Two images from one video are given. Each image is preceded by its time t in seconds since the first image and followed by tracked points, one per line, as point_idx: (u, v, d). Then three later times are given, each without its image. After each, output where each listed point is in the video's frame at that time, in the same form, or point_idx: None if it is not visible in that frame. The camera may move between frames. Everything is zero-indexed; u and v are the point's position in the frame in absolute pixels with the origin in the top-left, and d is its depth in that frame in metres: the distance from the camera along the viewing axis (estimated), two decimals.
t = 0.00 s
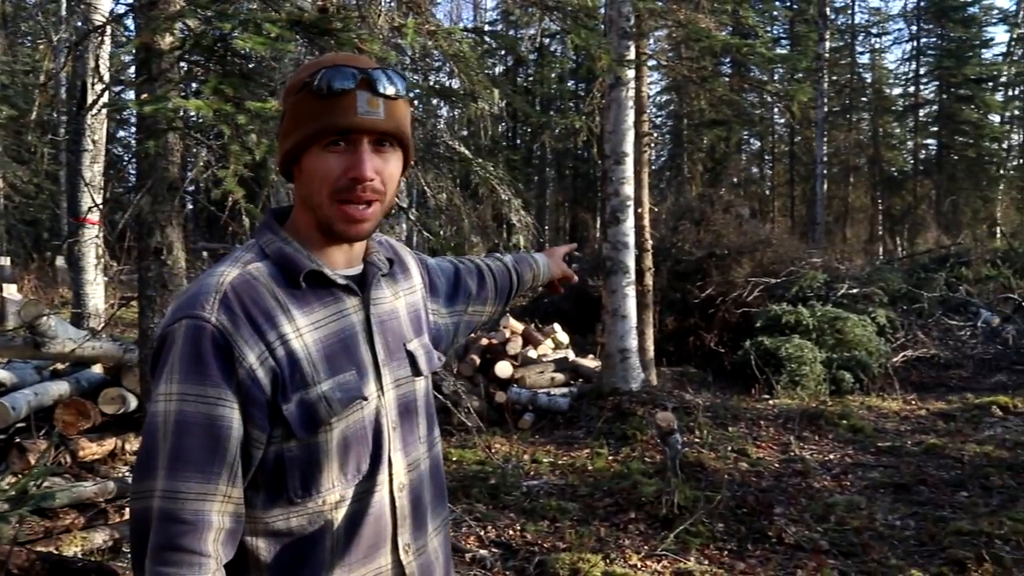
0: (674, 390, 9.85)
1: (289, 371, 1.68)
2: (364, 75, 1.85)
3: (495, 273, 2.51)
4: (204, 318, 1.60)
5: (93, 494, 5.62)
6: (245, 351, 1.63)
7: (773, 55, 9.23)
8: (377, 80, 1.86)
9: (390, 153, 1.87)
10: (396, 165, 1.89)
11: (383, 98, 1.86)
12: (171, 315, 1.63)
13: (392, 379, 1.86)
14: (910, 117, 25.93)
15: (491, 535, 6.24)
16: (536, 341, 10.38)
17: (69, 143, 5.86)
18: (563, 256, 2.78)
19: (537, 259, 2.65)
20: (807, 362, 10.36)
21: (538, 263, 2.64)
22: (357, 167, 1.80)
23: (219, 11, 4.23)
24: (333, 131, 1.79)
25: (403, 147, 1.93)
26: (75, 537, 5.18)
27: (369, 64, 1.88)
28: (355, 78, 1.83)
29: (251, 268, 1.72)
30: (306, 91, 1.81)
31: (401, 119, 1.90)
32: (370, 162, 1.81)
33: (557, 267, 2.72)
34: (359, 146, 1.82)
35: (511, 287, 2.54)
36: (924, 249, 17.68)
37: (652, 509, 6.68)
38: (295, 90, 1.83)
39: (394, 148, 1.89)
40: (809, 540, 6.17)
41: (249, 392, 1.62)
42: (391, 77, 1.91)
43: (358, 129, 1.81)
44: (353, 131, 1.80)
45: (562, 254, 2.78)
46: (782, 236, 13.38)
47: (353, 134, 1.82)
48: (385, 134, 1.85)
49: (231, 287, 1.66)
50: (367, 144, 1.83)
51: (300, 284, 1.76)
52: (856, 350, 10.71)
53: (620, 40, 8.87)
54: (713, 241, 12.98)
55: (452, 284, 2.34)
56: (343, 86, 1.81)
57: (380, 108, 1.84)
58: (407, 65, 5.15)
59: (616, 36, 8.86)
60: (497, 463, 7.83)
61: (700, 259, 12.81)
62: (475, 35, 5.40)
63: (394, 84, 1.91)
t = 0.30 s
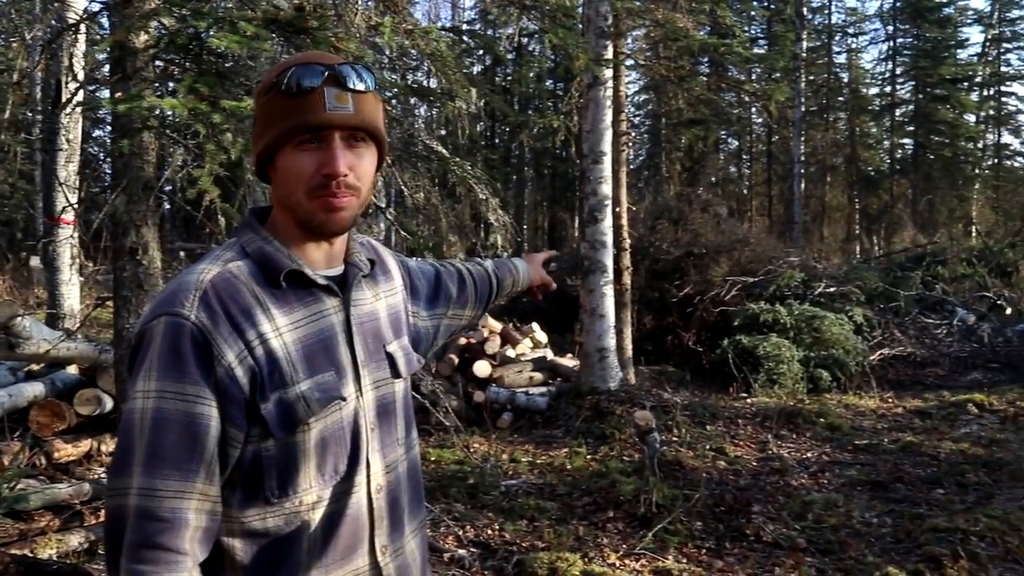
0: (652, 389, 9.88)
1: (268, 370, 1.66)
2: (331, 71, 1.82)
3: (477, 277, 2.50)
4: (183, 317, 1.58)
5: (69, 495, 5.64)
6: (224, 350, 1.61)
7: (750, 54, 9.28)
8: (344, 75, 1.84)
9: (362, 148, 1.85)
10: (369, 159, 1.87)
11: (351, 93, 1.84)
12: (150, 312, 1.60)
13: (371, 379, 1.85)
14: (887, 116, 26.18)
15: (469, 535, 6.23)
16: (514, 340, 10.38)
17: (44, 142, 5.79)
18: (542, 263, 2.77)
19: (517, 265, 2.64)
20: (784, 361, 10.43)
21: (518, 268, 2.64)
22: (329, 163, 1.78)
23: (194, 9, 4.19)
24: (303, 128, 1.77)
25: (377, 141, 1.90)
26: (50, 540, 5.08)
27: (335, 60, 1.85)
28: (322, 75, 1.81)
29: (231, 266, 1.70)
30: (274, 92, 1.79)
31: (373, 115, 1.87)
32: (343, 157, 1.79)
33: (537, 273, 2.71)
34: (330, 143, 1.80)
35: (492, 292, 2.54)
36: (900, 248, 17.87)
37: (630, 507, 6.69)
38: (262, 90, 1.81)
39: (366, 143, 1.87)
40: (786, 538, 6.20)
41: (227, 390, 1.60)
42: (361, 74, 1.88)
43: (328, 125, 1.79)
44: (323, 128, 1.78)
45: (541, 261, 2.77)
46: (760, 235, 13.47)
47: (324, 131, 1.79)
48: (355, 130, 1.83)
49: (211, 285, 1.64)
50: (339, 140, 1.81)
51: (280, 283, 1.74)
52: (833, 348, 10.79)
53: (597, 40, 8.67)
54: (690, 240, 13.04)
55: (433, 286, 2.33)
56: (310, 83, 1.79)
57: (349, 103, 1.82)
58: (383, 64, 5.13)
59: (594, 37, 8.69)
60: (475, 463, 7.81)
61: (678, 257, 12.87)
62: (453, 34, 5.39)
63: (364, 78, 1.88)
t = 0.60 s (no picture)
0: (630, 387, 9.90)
1: (231, 368, 1.66)
2: (333, 74, 1.82)
3: (472, 328, 2.42)
4: (145, 312, 1.58)
5: (45, 496, 5.54)
6: (185, 345, 1.60)
7: (729, 53, 9.30)
8: (343, 78, 1.84)
9: (360, 148, 1.85)
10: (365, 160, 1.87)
11: (351, 95, 1.84)
12: (116, 309, 1.61)
13: (344, 379, 1.83)
14: (864, 115, 26.40)
15: (447, 533, 6.22)
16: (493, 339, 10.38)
17: (18, 139, 5.72)
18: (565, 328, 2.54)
19: (523, 325, 2.48)
20: (762, 359, 10.51)
21: (524, 327, 2.47)
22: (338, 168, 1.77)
23: (170, 5, 4.14)
24: (310, 133, 1.75)
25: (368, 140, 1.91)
26: (26, 540, 5.11)
27: (331, 61, 1.84)
28: (325, 79, 1.79)
29: (200, 265, 1.70)
30: (273, 95, 1.76)
31: (365, 113, 1.86)
32: (348, 160, 1.79)
33: (548, 337, 2.49)
34: (334, 146, 1.79)
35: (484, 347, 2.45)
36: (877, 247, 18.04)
37: (609, 505, 6.71)
38: (262, 93, 1.77)
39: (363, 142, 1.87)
40: (764, 535, 6.24)
41: (189, 384, 1.58)
42: (352, 72, 1.87)
43: (332, 130, 1.78)
44: (329, 133, 1.77)
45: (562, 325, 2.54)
46: (738, 234, 13.53)
47: (328, 134, 1.78)
48: (358, 132, 1.83)
49: (177, 281, 1.65)
50: (342, 142, 1.80)
51: (250, 282, 1.74)
52: (811, 346, 10.88)
53: (576, 38, 8.57)
54: (669, 238, 13.10)
55: (422, 323, 2.29)
56: (314, 87, 1.77)
57: (353, 107, 1.82)
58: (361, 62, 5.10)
59: (573, 35, 8.57)
60: (454, 462, 7.80)
61: (657, 256, 12.92)
62: (431, 31, 5.37)
63: (356, 78, 1.88)
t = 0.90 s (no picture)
0: (612, 385, 9.92)
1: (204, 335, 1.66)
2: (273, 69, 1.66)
3: (412, 516, 2.08)
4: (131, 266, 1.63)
5: (23, 497, 5.47)
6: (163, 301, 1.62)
7: (710, 53, 9.32)
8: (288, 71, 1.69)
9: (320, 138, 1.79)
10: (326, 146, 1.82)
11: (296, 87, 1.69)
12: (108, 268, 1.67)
13: (319, 372, 1.78)
14: (845, 115, 26.60)
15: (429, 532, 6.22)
16: (474, 338, 10.37)
17: None
18: None
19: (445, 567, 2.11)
20: (743, 357, 10.56)
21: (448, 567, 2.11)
22: (289, 124, 1.61)
23: (148, 2, 4.10)
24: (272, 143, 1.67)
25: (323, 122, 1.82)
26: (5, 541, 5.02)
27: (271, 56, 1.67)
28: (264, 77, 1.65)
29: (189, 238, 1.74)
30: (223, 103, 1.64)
31: (318, 98, 1.79)
32: (311, 153, 1.74)
33: None
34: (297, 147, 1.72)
35: (406, 541, 2.09)
36: (858, 246, 18.17)
37: (590, 504, 6.72)
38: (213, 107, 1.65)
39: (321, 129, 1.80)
40: (745, 533, 6.27)
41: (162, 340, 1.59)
42: (297, 58, 1.74)
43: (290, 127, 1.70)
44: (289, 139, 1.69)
45: None
46: (719, 232, 13.59)
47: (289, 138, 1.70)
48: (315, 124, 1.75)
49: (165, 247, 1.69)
50: (301, 135, 1.73)
51: (232, 264, 1.74)
52: (791, 344, 10.95)
53: (558, 37, 8.69)
54: (651, 237, 13.14)
55: (384, 457, 2.02)
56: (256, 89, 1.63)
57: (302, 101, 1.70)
58: (341, 61, 5.08)
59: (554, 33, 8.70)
60: (436, 461, 7.80)
61: (638, 255, 12.97)
62: (411, 30, 5.35)
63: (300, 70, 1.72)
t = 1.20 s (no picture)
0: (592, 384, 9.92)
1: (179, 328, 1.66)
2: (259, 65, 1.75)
3: (394, 527, 2.06)
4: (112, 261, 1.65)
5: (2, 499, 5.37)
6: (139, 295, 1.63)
7: (689, 52, 9.35)
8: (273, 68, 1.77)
9: (306, 143, 1.80)
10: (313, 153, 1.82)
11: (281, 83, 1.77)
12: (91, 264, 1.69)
13: (298, 369, 1.77)
14: (824, 115, 26.79)
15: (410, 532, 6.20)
16: (455, 337, 10.36)
17: None
18: None
19: None
20: (723, 356, 10.61)
21: None
22: (270, 122, 1.63)
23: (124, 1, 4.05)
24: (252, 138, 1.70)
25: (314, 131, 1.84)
26: None
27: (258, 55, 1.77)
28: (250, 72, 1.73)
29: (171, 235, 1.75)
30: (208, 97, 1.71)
31: (305, 103, 1.82)
32: (295, 159, 1.75)
33: None
34: (279, 148, 1.73)
35: (386, 551, 2.07)
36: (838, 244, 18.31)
37: (571, 502, 6.73)
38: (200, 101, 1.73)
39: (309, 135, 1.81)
40: (725, 531, 6.30)
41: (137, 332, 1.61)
42: (286, 62, 1.83)
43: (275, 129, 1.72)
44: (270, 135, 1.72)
45: None
46: (700, 232, 13.64)
47: (271, 137, 1.72)
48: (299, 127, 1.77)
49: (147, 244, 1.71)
50: (287, 139, 1.75)
51: (211, 259, 1.74)
52: (771, 343, 11.02)
53: (538, 37, 8.58)
54: (631, 236, 13.18)
55: (369, 459, 2.03)
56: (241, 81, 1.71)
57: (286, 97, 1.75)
58: (320, 60, 5.04)
59: (534, 34, 8.57)
60: (417, 461, 7.78)
61: (618, 254, 13.00)
62: (390, 29, 5.33)
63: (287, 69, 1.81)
